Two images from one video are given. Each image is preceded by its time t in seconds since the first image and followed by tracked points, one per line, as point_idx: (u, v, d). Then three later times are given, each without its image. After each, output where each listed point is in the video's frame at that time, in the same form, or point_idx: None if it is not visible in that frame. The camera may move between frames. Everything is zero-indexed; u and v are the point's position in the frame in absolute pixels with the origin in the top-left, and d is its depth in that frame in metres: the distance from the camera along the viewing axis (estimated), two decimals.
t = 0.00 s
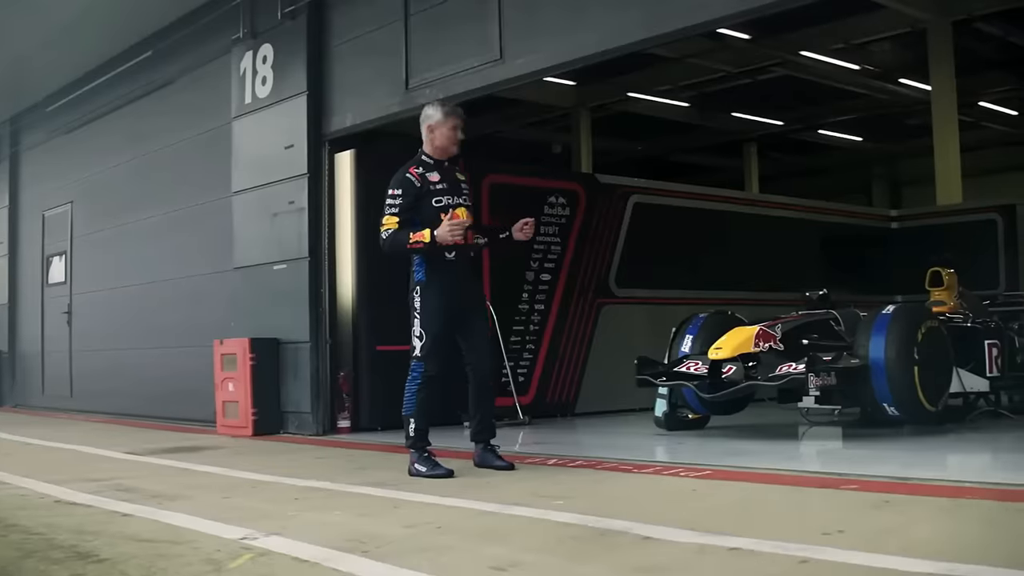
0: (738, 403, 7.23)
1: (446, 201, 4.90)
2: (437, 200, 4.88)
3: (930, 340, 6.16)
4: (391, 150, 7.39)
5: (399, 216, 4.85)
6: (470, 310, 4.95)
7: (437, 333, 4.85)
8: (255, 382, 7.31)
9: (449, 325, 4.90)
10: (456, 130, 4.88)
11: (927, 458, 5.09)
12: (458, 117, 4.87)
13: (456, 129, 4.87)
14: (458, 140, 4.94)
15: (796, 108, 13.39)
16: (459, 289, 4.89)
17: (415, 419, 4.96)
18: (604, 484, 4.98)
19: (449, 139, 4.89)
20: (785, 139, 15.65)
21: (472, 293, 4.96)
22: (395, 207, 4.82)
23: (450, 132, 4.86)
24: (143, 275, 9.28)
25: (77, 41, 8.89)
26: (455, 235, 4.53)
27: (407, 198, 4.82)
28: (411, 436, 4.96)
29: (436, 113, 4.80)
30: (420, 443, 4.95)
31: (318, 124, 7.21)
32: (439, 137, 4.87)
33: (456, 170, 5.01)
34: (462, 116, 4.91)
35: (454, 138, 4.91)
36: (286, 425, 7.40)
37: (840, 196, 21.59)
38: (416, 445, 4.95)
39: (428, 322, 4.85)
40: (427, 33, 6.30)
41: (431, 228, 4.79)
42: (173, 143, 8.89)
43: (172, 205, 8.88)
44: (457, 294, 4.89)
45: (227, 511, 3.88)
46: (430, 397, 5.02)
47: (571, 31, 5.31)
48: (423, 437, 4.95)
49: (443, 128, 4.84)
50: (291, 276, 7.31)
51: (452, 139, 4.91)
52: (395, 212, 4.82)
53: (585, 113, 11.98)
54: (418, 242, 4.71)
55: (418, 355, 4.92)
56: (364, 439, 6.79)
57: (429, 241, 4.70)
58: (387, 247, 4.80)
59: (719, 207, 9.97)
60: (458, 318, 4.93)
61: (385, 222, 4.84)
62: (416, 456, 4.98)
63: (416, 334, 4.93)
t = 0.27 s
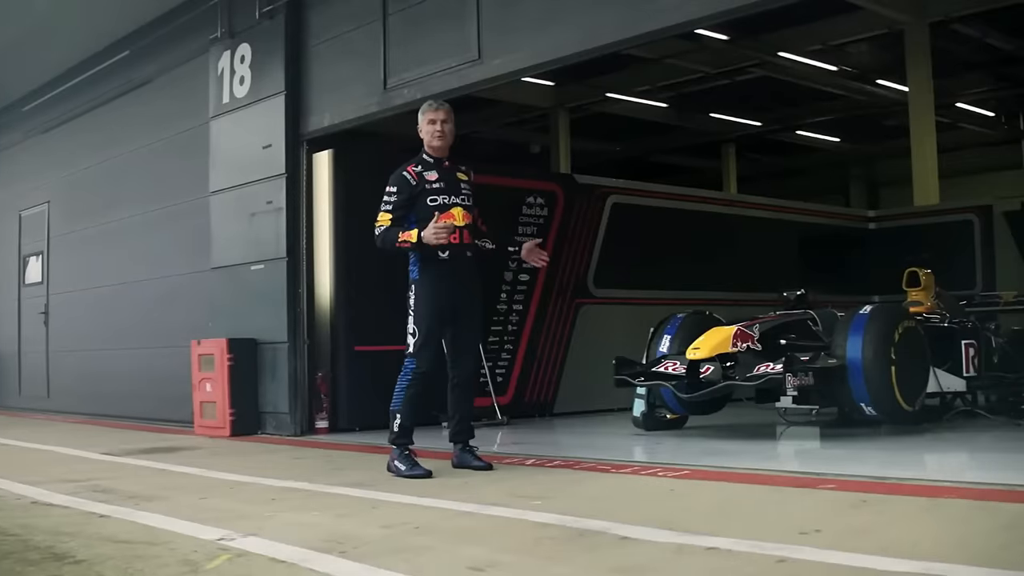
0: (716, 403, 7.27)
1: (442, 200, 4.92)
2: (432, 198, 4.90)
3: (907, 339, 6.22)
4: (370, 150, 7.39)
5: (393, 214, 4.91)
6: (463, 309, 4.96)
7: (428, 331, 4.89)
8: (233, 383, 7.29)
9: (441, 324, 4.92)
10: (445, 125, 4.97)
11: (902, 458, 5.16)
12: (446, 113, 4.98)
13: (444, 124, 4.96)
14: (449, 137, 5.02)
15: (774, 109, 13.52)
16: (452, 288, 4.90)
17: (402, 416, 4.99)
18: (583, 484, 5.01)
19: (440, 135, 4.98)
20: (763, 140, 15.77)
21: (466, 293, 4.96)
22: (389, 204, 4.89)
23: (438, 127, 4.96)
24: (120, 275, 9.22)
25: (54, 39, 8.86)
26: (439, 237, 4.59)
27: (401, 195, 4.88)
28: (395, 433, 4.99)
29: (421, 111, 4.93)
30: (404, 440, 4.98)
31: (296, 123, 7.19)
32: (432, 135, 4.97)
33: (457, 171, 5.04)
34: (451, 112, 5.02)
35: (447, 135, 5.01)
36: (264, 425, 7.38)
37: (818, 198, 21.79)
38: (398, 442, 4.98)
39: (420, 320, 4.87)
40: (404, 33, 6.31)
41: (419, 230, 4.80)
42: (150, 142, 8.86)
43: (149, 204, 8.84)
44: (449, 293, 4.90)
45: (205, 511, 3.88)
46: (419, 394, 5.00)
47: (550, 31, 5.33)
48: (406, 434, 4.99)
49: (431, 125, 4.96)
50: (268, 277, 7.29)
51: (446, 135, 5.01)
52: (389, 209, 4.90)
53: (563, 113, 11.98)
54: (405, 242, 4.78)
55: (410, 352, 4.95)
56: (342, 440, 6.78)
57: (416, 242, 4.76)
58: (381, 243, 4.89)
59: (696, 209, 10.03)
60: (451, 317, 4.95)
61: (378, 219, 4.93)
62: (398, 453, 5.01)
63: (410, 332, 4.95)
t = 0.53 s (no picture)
0: (697, 403, 7.31)
1: (433, 203, 4.95)
2: (422, 200, 4.94)
3: (889, 339, 6.26)
4: (352, 149, 7.38)
5: (386, 213, 4.98)
6: (449, 309, 4.98)
7: (415, 332, 4.90)
8: (214, 383, 7.26)
9: (427, 324, 4.95)
10: (444, 127, 4.99)
11: (882, 458, 5.21)
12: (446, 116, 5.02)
13: (442, 126, 4.99)
14: (450, 140, 5.04)
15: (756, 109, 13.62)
16: (435, 289, 4.92)
17: (392, 413, 5.00)
18: (566, 485, 5.03)
19: (439, 137, 5.00)
20: (745, 142, 15.87)
21: (452, 294, 4.98)
22: (382, 202, 4.96)
23: (436, 129, 4.99)
24: (102, 275, 9.17)
25: (35, 38, 8.83)
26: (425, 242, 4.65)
27: (393, 195, 4.96)
28: (386, 430, 5.01)
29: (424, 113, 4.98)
30: (394, 437, 5.00)
31: (278, 123, 7.18)
32: (430, 136, 4.99)
33: (454, 175, 5.02)
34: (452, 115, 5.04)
35: (447, 136, 5.03)
36: (245, 426, 7.35)
37: (799, 199, 21.93)
38: (389, 438, 5.00)
39: (406, 320, 4.90)
40: (386, 33, 6.31)
41: (408, 232, 4.86)
42: (132, 141, 8.83)
43: (130, 204, 8.81)
44: (435, 294, 4.92)
45: (187, 512, 3.88)
46: (407, 394, 5.04)
47: (532, 32, 5.35)
48: (395, 430, 5.01)
49: (430, 126, 4.99)
50: (250, 278, 7.26)
51: (446, 136, 5.02)
52: (382, 208, 4.97)
53: (547, 113, 12.00)
54: (392, 244, 4.84)
55: (399, 352, 4.97)
56: (323, 441, 6.76)
57: (403, 244, 4.81)
58: (373, 241, 4.97)
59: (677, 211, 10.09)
60: (434, 317, 4.98)
61: (371, 217, 5.01)
62: (388, 451, 5.02)
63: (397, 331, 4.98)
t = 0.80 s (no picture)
0: (677, 403, 7.35)
1: (416, 206, 4.93)
2: (405, 202, 4.93)
3: (868, 339, 6.33)
4: (333, 150, 7.37)
5: (371, 211, 4.99)
6: (426, 307, 5.04)
7: (391, 330, 4.97)
8: (194, 384, 7.23)
9: (403, 323, 5.00)
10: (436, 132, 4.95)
11: (862, 458, 5.27)
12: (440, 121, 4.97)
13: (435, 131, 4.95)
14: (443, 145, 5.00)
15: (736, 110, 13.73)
16: (412, 292, 4.96)
17: (381, 413, 5.00)
18: (549, 485, 5.05)
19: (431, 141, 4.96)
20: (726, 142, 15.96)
21: (430, 294, 5.03)
22: (368, 200, 4.97)
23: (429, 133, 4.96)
24: (83, 275, 9.11)
25: (13, 36, 8.77)
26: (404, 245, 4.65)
27: (378, 193, 4.96)
28: (377, 430, 5.01)
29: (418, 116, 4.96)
30: (386, 436, 5.00)
31: (258, 123, 7.16)
32: (422, 140, 4.97)
33: (443, 180, 5.01)
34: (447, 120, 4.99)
35: (441, 141, 4.99)
36: (226, 426, 7.32)
37: (780, 200, 22.08)
38: (381, 438, 4.99)
39: (383, 319, 4.96)
40: (368, 34, 6.31)
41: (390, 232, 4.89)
42: (112, 141, 8.79)
43: (110, 204, 8.76)
44: (413, 293, 4.96)
45: (167, 513, 3.87)
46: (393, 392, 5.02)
47: (513, 33, 5.37)
48: (387, 430, 5.00)
49: (424, 130, 4.97)
50: (230, 278, 7.23)
51: (439, 140, 4.98)
52: (367, 205, 4.97)
53: (528, 114, 12.03)
54: (375, 242, 4.86)
55: (379, 352, 5.01)
56: (304, 441, 6.75)
57: (385, 244, 4.85)
58: (357, 236, 4.99)
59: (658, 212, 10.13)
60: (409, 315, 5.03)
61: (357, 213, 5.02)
62: (381, 452, 5.01)
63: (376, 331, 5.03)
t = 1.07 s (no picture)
0: (659, 404, 7.39)
1: (393, 207, 4.97)
2: (383, 204, 4.97)
3: (850, 339, 6.38)
4: (317, 150, 7.35)
5: (353, 214, 5.03)
6: (408, 308, 5.06)
7: (370, 331, 5.01)
8: (177, 384, 7.21)
9: (382, 324, 5.03)
10: (419, 135, 5.02)
11: (843, 458, 5.33)
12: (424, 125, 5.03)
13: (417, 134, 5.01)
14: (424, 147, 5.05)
15: (719, 111, 13.81)
16: (394, 292, 4.99)
17: (357, 411, 5.09)
18: (533, 485, 5.07)
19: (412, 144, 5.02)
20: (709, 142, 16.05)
21: (411, 294, 5.06)
22: (348, 203, 5.03)
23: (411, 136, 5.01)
24: (65, 275, 9.07)
25: None
26: (387, 250, 4.77)
27: (358, 197, 5.02)
28: (354, 427, 5.13)
29: (401, 117, 5.00)
30: (361, 433, 5.13)
31: (241, 123, 7.15)
32: (404, 141, 5.03)
33: (422, 181, 5.06)
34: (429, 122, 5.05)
35: (422, 144, 5.05)
36: (208, 427, 7.30)
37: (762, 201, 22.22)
38: (355, 434, 5.11)
39: (362, 319, 5.00)
40: (351, 34, 6.31)
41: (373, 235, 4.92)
42: (95, 140, 8.75)
43: (93, 204, 8.72)
44: (393, 294, 5.00)
45: (149, 514, 3.87)
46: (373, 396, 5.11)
47: (495, 34, 5.39)
48: (361, 428, 5.12)
49: (406, 131, 5.02)
50: (213, 278, 7.22)
51: (420, 143, 5.04)
52: (348, 208, 5.03)
53: (512, 115, 12.05)
54: (358, 245, 4.91)
55: (359, 352, 5.05)
56: (286, 441, 6.74)
57: (367, 247, 4.89)
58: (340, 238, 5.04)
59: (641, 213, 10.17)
60: (390, 315, 5.06)
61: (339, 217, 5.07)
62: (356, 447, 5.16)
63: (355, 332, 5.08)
